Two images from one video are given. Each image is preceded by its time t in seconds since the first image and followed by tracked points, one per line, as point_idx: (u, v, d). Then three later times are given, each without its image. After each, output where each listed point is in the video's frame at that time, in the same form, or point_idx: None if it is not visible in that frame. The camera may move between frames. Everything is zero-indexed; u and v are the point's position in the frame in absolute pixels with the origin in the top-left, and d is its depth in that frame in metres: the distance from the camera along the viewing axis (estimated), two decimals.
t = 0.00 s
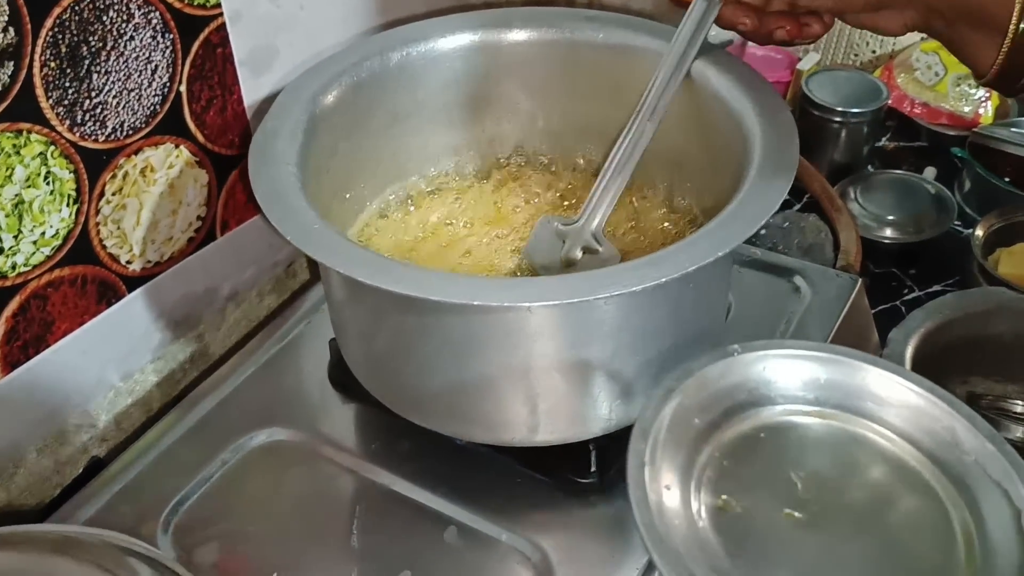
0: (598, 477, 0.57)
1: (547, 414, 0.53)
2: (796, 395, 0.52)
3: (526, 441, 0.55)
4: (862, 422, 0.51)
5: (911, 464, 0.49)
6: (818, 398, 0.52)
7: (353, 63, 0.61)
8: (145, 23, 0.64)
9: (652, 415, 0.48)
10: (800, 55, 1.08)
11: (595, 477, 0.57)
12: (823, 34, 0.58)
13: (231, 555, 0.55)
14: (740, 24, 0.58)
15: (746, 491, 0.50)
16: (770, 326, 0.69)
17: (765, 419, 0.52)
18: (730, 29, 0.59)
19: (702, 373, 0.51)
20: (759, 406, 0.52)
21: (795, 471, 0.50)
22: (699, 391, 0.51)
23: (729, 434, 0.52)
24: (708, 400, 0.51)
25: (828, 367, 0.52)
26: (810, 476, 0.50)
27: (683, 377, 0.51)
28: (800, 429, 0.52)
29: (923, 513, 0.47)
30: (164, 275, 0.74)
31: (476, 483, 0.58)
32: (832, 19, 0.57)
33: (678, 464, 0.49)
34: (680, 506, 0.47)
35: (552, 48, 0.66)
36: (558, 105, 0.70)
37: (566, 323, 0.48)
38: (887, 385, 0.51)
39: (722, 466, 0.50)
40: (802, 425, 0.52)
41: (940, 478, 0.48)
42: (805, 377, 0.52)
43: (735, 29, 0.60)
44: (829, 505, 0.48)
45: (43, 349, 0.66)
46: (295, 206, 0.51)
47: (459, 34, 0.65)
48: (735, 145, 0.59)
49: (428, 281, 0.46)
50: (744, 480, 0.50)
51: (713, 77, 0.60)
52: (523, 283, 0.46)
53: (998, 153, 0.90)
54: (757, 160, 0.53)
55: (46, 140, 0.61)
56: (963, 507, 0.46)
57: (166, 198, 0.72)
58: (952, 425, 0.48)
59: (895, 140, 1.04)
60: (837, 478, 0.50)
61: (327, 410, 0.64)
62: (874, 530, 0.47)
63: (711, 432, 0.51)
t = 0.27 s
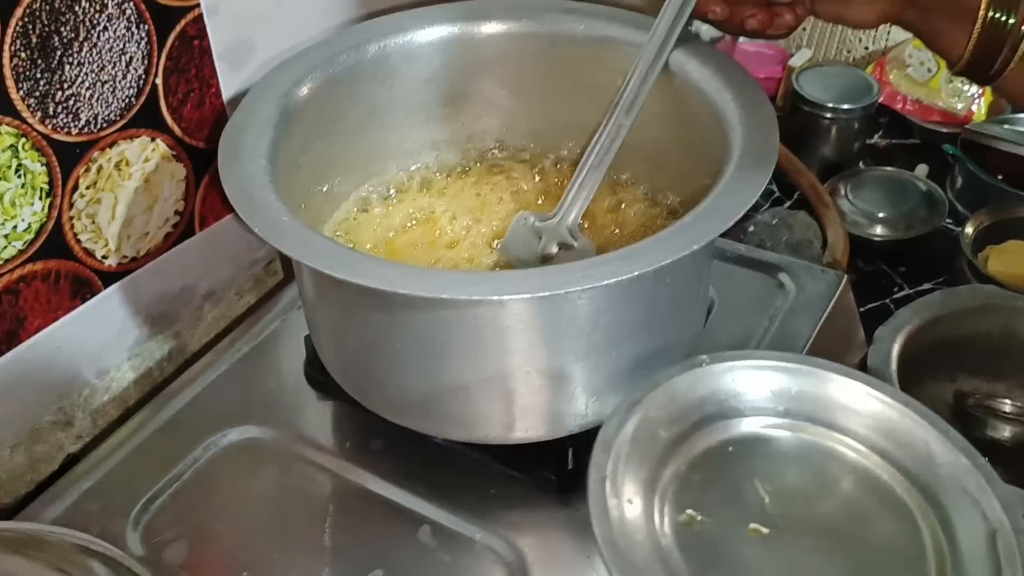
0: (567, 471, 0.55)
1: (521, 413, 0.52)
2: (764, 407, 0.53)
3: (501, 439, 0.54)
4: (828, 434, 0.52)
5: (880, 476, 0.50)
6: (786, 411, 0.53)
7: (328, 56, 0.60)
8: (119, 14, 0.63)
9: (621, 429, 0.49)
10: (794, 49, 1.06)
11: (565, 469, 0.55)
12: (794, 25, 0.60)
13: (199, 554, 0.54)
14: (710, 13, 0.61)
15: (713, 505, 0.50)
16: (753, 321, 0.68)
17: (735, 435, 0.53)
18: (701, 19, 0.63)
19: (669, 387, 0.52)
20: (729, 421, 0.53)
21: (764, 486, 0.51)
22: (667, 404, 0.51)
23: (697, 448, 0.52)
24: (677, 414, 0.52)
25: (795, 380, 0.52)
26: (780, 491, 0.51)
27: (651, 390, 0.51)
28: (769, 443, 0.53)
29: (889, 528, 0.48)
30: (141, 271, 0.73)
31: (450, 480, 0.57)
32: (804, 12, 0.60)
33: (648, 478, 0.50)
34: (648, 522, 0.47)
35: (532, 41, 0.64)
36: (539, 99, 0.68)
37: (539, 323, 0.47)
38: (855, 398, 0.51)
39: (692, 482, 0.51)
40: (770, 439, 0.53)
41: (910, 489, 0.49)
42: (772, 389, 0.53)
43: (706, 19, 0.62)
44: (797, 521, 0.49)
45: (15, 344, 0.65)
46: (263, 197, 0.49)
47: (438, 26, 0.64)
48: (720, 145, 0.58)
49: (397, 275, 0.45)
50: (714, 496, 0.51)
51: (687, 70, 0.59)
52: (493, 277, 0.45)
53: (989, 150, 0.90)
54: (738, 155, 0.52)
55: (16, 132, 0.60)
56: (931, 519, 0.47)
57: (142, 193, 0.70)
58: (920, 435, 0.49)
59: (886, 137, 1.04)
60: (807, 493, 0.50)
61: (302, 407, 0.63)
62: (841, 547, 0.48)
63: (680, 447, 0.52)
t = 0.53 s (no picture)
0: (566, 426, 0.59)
1: (514, 367, 0.55)
2: (722, 333, 0.52)
3: (497, 392, 0.57)
4: (783, 357, 0.52)
5: (834, 395, 0.50)
6: (745, 336, 0.52)
7: (332, 31, 0.63)
8: None
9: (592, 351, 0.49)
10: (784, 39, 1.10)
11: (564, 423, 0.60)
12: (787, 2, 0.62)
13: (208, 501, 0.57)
14: None
15: (675, 423, 0.50)
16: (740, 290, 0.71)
17: (695, 358, 0.52)
18: None
19: (640, 316, 0.51)
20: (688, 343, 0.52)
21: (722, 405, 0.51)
22: (636, 331, 0.51)
23: (663, 372, 0.52)
24: (642, 338, 0.51)
25: (755, 305, 0.52)
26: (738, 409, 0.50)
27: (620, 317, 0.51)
28: (728, 367, 0.52)
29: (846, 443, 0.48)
30: (151, 242, 0.76)
31: (448, 434, 0.60)
32: None
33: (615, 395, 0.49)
34: (616, 437, 0.47)
35: (527, 20, 0.67)
36: (534, 77, 0.72)
37: (532, 277, 0.50)
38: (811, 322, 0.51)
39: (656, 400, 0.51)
40: (730, 363, 0.52)
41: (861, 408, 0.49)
42: (731, 314, 0.52)
43: None
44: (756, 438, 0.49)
45: (31, 311, 0.68)
46: (271, 163, 0.52)
47: (435, 6, 0.66)
48: (702, 114, 0.60)
49: (396, 233, 0.47)
50: (674, 414, 0.50)
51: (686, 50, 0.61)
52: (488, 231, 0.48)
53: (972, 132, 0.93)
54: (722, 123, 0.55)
55: (34, 105, 0.63)
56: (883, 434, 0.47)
57: (152, 167, 0.73)
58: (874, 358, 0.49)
59: (874, 122, 1.06)
60: (765, 410, 0.50)
61: (306, 369, 0.66)
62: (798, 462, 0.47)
63: (646, 369, 0.51)
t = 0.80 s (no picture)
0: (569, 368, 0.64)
1: (516, 304, 0.59)
2: (695, 233, 0.55)
3: (501, 331, 0.61)
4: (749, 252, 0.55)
5: (796, 284, 0.53)
6: (714, 236, 0.55)
7: None
8: None
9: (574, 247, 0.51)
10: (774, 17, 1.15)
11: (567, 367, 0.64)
12: None
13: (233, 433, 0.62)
14: None
15: (653, 312, 0.53)
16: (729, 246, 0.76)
17: (668, 256, 0.55)
18: None
19: (621, 219, 0.54)
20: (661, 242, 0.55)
21: (693, 297, 0.54)
22: (619, 233, 0.54)
23: (642, 269, 0.54)
24: (620, 237, 0.54)
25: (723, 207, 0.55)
26: (708, 301, 0.53)
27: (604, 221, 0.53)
28: (699, 266, 0.55)
29: (807, 326, 0.51)
30: (172, 203, 0.78)
31: (456, 374, 0.65)
32: None
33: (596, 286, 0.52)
34: (595, 323, 0.49)
35: None
36: (535, 43, 0.75)
37: (531, 213, 0.53)
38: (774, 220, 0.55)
39: (631, 293, 0.53)
40: (701, 261, 0.55)
41: (821, 293, 0.52)
42: (701, 215, 0.55)
43: None
44: (725, 326, 0.52)
45: (60, 266, 0.71)
46: (292, 113, 0.56)
47: None
48: (687, 66, 0.64)
49: (409, 172, 0.51)
50: (648, 305, 0.53)
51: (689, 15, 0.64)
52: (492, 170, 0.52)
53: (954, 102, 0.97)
54: (710, 74, 0.59)
55: (65, 68, 0.65)
56: (839, 313, 0.50)
57: (173, 130, 0.76)
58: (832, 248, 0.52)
59: (861, 97, 1.10)
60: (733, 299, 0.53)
61: (321, 317, 0.71)
62: (761, 346, 0.51)
63: (624, 267, 0.54)
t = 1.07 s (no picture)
0: (550, 321, 0.66)
1: (495, 258, 0.61)
2: (658, 179, 0.60)
3: (484, 284, 0.63)
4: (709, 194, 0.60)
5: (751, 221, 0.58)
6: (677, 180, 0.60)
7: None
8: None
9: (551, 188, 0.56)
10: None
11: (547, 321, 0.65)
12: None
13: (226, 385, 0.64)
14: None
15: (623, 249, 0.57)
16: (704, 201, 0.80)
17: (635, 201, 0.59)
18: None
19: (592, 164, 0.57)
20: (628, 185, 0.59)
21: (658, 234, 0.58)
22: (590, 177, 0.57)
23: (612, 211, 0.59)
24: (592, 180, 0.58)
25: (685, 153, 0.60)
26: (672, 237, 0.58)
27: (576, 165, 0.57)
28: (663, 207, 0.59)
29: (763, 256, 0.56)
30: (161, 175, 0.80)
31: (441, 329, 0.67)
32: None
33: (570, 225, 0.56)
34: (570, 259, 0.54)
35: None
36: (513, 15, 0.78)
37: (511, 170, 0.56)
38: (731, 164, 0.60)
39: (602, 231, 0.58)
40: (666, 203, 0.60)
41: (774, 228, 0.57)
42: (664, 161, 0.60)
43: None
44: (689, 261, 0.56)
45: (53, 235, 0.72)
46: (280, 74, 0.58)
47: None
48: (658, 28, 0.67)
49: (393, 125, 0.53)
50: (618, 241, 0.57)
51: None
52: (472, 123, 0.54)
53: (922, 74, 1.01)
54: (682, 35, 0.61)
55: (55, 38, 0.66)
56: (793, 246, 0.56)
57: (162, 102, 0.77)
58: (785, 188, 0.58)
59: (831, 73, 1.14)
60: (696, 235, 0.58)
61: (309, 279, 0.73)
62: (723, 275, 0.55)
63: (596, 208, 0.58)
